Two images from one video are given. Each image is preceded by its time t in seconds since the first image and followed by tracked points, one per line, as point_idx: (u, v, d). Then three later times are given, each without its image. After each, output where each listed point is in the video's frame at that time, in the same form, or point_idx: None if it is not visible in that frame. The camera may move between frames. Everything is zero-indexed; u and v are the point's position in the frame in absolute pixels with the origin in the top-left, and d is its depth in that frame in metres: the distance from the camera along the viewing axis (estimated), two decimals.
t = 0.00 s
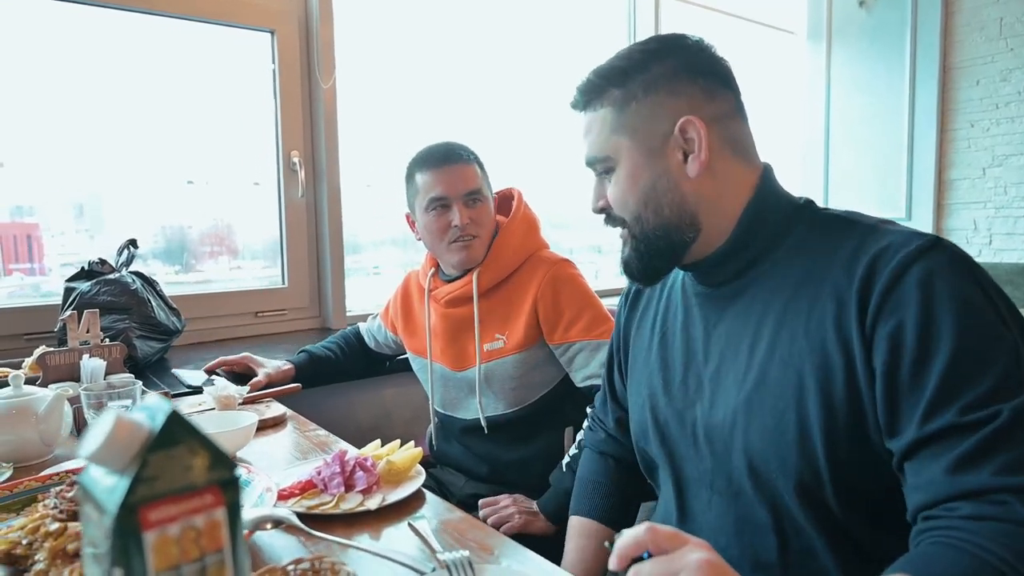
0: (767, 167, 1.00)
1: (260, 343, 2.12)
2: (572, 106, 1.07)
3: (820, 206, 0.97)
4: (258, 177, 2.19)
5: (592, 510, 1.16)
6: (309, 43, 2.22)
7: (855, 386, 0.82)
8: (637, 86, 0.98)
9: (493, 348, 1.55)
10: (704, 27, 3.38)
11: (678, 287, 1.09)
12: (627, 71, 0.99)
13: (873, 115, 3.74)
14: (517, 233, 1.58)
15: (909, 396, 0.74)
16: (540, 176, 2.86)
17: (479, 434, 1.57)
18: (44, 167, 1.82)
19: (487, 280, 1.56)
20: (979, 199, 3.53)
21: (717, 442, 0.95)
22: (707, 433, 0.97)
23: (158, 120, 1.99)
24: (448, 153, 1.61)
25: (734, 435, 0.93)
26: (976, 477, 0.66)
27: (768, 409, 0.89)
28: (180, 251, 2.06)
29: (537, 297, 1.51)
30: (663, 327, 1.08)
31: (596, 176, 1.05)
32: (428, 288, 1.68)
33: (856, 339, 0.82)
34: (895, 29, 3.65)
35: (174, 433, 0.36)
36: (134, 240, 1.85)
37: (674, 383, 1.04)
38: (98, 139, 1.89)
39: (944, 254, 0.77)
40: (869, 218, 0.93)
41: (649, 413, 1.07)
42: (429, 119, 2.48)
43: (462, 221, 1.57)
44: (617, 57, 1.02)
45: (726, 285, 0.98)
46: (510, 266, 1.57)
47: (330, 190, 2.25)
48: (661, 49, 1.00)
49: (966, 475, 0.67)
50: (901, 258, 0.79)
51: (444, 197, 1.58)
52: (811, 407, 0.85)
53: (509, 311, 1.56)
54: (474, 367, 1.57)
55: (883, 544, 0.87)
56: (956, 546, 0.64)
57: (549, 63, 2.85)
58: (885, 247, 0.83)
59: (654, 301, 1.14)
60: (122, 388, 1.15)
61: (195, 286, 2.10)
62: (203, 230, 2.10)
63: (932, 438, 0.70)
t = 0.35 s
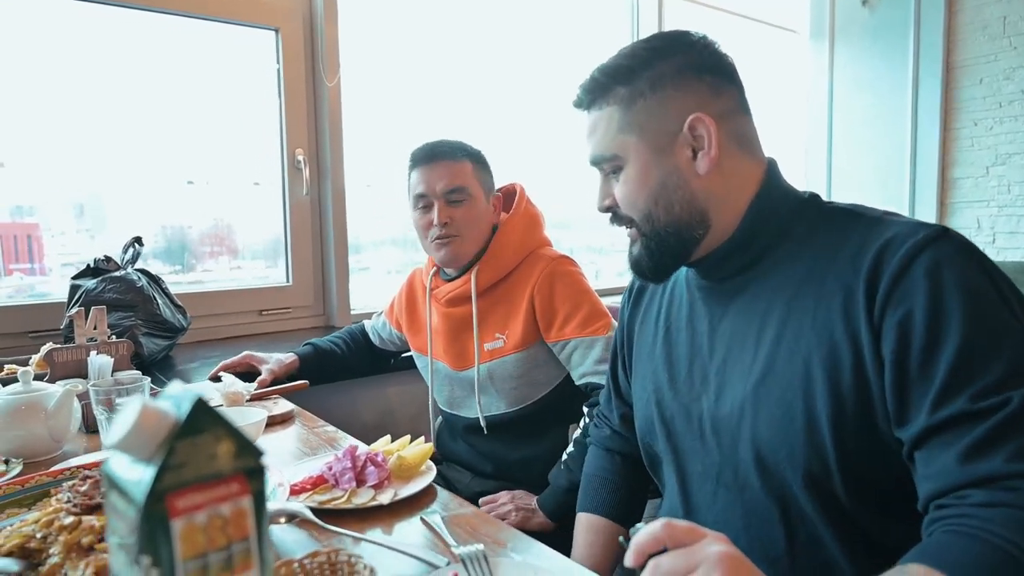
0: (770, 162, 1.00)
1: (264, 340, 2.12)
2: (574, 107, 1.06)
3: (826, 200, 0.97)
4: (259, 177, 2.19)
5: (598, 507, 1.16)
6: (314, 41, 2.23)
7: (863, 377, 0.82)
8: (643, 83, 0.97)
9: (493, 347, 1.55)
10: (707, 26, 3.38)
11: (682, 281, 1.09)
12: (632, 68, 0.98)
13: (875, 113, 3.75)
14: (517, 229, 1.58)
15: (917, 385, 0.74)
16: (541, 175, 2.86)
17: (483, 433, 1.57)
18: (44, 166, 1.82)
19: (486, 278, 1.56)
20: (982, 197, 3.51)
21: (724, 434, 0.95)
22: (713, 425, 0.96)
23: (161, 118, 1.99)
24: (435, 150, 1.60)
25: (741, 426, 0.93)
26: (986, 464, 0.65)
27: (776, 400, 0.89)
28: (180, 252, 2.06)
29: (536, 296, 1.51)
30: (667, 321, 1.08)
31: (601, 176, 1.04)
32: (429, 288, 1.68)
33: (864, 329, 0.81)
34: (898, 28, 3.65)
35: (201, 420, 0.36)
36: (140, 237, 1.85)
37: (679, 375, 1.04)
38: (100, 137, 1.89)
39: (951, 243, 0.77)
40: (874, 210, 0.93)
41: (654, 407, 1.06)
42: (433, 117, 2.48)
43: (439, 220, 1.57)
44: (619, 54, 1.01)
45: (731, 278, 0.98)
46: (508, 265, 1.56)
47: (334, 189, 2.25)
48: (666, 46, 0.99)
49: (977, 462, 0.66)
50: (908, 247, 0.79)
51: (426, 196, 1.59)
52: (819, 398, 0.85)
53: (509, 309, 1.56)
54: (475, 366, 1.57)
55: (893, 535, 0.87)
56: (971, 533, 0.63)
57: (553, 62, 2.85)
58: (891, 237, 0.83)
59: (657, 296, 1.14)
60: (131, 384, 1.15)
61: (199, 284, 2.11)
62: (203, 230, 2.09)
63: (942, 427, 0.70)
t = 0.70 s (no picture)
0: (779, 158, 1.00)
1: (267, 339, 2.13)
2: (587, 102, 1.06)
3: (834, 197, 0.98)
4: (259, 177, 2.19)
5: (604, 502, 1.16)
6: (317, 42, 2.23)
7: (870, 370, 0.83)
8: (661, 76, 0.97)
9: (494, 351, 1.56)
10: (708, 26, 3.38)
11: (689, 277, 1.10)
12: (650, 60, 0.98)
13: (875, 113, 3.75)
14: (517, 231, 1.59)
15: (923, 377, 0.75)
16: (541, 174, 2.86)
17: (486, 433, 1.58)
18: (42, 166, 1.82)
19: (486, 282, 1.57)
20: (983, 197, 3.52)
21: (731, 426, 0.96)
22: (721, 418, 0.97)
23: (163, 117, 2.00)
24: (422, 165, 1.57)
25: (748, 418, 0.93)
26: (990, 455, 0.66)
27: (784, 392, 0.90)
28: (180, 251, 2.07)
29: (539, 299, 1.51)
30: (675, 316, 1.09)
31: (613, 167, 1.04)
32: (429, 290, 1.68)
33: (872, 322, 0.82)
34: (899, 28, 3.65)
35: (225, 411, 0.36)
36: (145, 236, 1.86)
37: (686, 369, 1.04)
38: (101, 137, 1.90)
39: (958, 238, 0.78)
40: (882, 206, 0.93)
41: (661, 402, 1.07)
42: (433, 117, 2.48)
43: (433, 239, 1.56)
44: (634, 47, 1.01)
45: (739, 273, 0.99)
46: (507, 270, 1.57)
47: (336, 188, 2.26)
48: (683, 39, 0.99)
49: (981, 453, 0.67)
50: (916, 242, 0.80)
51: (418, 215, 1.58)
52: (827, 391, 0.86)
53: (509, 313, 1.57)
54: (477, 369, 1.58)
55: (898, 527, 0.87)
56: (974, 525, 0.64)
57: (554, 61, 2.86)
58: (898, 233, 0.83)
59: (664, 291, 1.15)
60: (139, 381, 1.16)
61: (203, 283, 2.12)
62: (203, 230, 2.10)
63: (947, 418, 0.71)
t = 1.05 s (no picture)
0: (805, 157, 1.01)
1: (271, 341, 2.15)
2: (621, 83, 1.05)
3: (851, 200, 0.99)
4: (259, 178, 2.20)
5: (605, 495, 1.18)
6: (320, 45, 2.25)
7: (883, 369, 0.84)
8: (706, 64, 0.97)
9: (498, 354, 1.56)
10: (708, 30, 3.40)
11: (703, 276, 1.11)
12: (696, 46, 0.98)
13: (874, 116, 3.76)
14: (518, 235, 1.60)
15: (933, 377, 0.76)
16: (541, 177, 2.87)
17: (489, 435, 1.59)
18: (44, 167, 1.84)
19: (489, 286, 1.58)
20: (983, 199, 3.52)
21: (742, 421, 0.97)
22: (732, 413, 0.99)
23: (167, 120, 2.02)
24: (430, 164, 1.59)
25: (759, 414, 0.95)
26: (996, 453, 0.67)
27: (796, 388, 0.91)
28: (181, 253, 2.08)
29: (542, 303, 1.52)
30: (688, 313, 1.10)
31: (644, 148, 1.03)
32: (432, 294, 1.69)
33: (885, 322, 0.83)
34: (898, 31, 3.67)
35: (245, 412, 0.38)
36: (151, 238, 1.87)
37: (698, 366, 1.06)
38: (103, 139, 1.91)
39: (974, 243, 0.79)
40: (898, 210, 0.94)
41: (673, 398, 1.09)
42: (434, 120, 2.49)
43: (439, 236, 1.57)
44: (675, 34, 1.01)
45: (753, 272, 1.01)
46: (510, 272, 1.58)
47: (339, 191, 2.27)
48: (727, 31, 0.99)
49: (987, 452, 0.68)
50: (932, 245, 0.81)
51: (423, 213, 1.59)
52: (839, 388, 0.87)
53: (511, 317, 1.58)
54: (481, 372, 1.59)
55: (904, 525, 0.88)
56: (978, 523, 0.65)
57: (555, 65, 2.87)
58: (917, 235, 0.84)
59: (677, 290, 1.16)
60: (147, 382, 1.17)
61: (206, 285, 2.13)
62: (204, 231, 2.11)
63: (955, 416, 0.72)
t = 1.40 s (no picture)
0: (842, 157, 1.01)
1: (273, 340, 2.16)
2: (666, 72, 1.00)
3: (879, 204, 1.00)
4: (258, 178, 2.22)
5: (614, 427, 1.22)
6: (322, 46, 2.26)
7: (909, 374, 0.85)
8: (769, 58, 0.93)
9: (499, 353, 1.58)
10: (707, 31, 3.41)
11: (725, 270, 1.13)
12: (757, 38, 0.94)
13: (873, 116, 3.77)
14: (519, 235, 1.62)
15: (964, 391, 0.78)
16: (541, 178, 2.88)
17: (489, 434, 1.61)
18: (44, 167, 1.85)
19: (491, 285, 1.59)
20: (980, 199, 3.53)
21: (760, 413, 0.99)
22: (751, 404, 1.00)
23: (167, 121, 2.04)
24: (447, 157, 1.61)
25: (778, 406, 0.96)
26: None
27: (818, 382, 0.92)
28: (180, 252, 2.09)
29: (544, 302, 1.54)
30: (711, 305, 1.12)
31: (697, 142, 0.99)
32: (433, 293, 1.70)
33: (916, 328, 0.84)
34: (896, 32, 3.68)
35: (259, 408, 0.40)
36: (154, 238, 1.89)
37: (719, 359, 1.07)
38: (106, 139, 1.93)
39: (1011, 265, 0.81)
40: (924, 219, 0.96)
41: (689, 383, 1.11)
42: (433, 120, 2.50)
43: (464, 225, 1.58)
44: (728, 23, 0.96)
45: (777, 267, 1.02)
46: (509, 272, 1.60)
47: (340, 192, 2.29)
48: (781, 21, 0.96)
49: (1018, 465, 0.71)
50: (970, 260, 0.82)
51: (444, 204, 1.60)
52: (862, 387, 0.88)
53: (512, 316, 1.60)
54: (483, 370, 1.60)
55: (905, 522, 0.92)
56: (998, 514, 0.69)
57: (555, 65, 2.89)
58: (952, 248, 0.85)
59: (698, 281, 1.17)
60: (152, 381, 1.18)
61: (207, 285, 2.14)
62: (205, 231, 2.12)
63: (988, 433, 0.75)
